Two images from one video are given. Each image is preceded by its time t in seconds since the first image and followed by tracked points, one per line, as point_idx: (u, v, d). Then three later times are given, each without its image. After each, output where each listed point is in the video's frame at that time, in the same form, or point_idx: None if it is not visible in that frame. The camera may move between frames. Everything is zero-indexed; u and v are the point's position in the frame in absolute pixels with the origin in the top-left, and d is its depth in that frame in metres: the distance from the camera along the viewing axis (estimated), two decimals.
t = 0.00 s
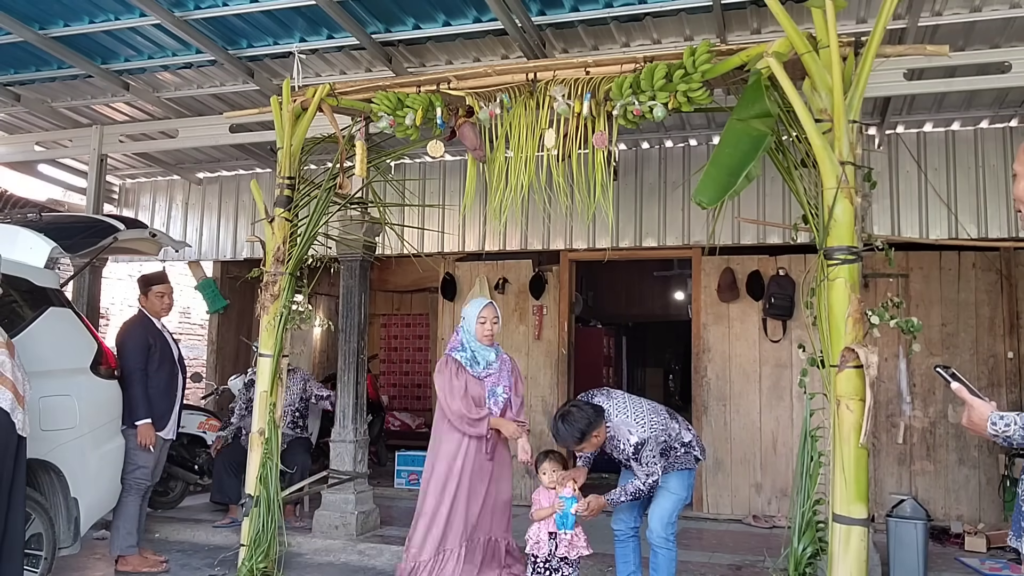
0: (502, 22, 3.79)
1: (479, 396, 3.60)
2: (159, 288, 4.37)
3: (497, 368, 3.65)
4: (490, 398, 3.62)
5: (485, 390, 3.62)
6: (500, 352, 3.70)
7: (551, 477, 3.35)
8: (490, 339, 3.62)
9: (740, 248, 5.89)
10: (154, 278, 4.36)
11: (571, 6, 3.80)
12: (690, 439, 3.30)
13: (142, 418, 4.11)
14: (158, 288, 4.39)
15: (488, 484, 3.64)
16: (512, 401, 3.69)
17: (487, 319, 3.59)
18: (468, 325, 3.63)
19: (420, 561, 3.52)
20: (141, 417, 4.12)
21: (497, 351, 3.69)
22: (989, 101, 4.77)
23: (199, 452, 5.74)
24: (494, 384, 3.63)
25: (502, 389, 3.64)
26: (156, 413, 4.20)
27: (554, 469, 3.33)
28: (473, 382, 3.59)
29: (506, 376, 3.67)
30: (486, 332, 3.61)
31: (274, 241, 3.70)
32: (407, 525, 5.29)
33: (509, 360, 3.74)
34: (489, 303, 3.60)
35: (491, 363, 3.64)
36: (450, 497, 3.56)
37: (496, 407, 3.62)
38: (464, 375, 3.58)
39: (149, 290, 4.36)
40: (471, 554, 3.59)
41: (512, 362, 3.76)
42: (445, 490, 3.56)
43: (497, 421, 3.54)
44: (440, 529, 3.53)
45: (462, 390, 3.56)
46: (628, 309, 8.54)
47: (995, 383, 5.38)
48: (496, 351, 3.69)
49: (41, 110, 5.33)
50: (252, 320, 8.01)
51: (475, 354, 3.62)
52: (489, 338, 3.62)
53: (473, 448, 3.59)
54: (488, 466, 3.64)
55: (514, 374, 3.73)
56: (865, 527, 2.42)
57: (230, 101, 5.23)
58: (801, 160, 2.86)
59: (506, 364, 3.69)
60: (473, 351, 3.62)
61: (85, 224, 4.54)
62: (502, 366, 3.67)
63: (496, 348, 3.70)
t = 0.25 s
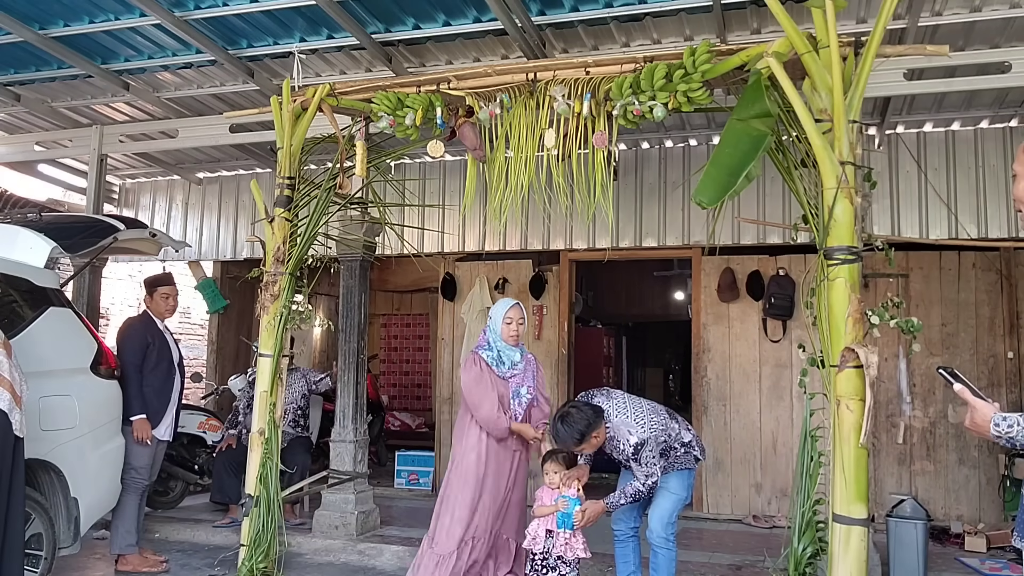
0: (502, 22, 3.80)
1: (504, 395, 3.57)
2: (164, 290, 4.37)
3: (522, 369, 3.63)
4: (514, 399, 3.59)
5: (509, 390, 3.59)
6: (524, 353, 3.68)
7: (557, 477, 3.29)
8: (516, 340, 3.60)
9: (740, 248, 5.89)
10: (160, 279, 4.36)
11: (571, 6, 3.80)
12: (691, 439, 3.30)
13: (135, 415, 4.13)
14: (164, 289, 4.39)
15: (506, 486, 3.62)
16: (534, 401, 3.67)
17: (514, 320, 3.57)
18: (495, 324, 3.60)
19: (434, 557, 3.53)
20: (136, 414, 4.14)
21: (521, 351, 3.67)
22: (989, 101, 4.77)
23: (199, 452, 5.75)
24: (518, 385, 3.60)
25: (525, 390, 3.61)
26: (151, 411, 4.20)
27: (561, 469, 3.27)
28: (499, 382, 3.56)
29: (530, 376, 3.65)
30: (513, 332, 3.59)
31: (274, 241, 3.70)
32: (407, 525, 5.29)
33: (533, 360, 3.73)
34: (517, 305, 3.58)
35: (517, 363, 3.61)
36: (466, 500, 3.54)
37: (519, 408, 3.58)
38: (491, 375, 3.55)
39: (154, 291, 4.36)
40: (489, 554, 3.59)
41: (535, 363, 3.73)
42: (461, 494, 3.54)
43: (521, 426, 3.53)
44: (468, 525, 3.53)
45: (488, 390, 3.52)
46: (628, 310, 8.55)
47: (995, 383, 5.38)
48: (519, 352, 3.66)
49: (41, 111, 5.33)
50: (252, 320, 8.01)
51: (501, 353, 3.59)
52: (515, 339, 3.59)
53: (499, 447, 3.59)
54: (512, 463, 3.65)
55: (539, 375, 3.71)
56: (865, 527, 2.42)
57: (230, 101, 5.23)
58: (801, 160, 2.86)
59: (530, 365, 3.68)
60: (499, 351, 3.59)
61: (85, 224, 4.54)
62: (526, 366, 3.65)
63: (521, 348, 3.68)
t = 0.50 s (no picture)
0: (502, 22, 3.80)
1: (506, 394, 3.59)
2: (167, 291, 4.38)
3: (525, 367, 3.64)
4: (517, 398, 3.62)
5: (512, 389, 3.61)
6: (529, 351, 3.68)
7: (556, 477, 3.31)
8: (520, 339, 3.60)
9: (740, 248, 5.89)
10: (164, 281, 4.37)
11: (571, 6, 3.80)
12: (691, 440, 3.30)
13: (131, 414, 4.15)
14: (167, 291, 4.40)
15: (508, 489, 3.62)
16: (538, 399, 3.68)
17: (517, 320, 3.56)
18: (499, 323, 3.59)
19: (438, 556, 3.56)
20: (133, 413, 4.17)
21: (525, 350, 3.67)
22: (989, 101, 4.77)
23: (199, 452, 5.75)
24: (521, 384, 3.62)
25: (529, 389, 3.63)
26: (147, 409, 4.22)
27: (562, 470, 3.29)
28: (501, 381, 3.58)
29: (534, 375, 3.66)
30: (516, 332, 3.58)
31: (274, 241, 3.70)
32: (407, 525, 5.29)
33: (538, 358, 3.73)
34: (521, 305, 3.57)
35: (520, 362, 3.63)
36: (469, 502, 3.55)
37: (522, 408, 3.63)
38: (493, 375, 3.57)
39: (158, 293, 4.37)
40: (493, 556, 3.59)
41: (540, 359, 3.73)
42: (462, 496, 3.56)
43: (511, 434, 3.53)
44: (474, 530, 3.55)
45: (490, 391, 3.54)
46: (628, 310, 8.55)
47: (995, 383, 5.38)
48: (523, 351, 3.66)
49: (41, 110, 5.33)
50: (252, 320, 8.01)
51: (503, 352, 3.60)
52: (519, 338, 3.59)
53: (500, 448, 3.58)
54: (520, 460, 3.65)
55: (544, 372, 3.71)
56: (865, 527, 2.42)
57: (230, 101, 5.23)
58: (801, 160, 2.86)
59: (535, 363, 3.67)
60: (502, 351, 3.60)
61: (85, 224, 4.54)
62: (530, 364, 3.65)
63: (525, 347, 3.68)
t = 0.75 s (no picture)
0: (502, 22, 3.79)
1: (499, 396, 3.58)
2: (163, 292, 4.38)
3: (520, 368, 3.61)
4: (511, 399, 3.59)
5: (506, 390, 3.59)
6: (524, 351, 3.65)
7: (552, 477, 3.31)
8: (514, 339, 3.57)
9: (740, 248, 5.89)
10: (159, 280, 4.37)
11: (571, 6, 3.80)
12: (691, 441, 3.29)
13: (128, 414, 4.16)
14: (164, 290, 4.39)
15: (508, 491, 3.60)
16: (534, 399, 3.65)
17: (510, 321, 3.54)
18: (492, 324, 3.58)
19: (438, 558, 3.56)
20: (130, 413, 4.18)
21: (520, 349, 3.64)
22: (989, 101, 4.77)
23: (199, 452, 5.74)
24: (516, 385, 3.59)
25: (524, 390, 3.60)
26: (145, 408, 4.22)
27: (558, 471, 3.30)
28: (493, 383, 3.57)
29: (529, 375, 3.63)
30: (509, 333, 3.56)
31: (274, 241, 3.70)
32: (407, 525, 5.29)
33: (535, 357, 3.69)
34: (514, 305, 3.55)
35: (514, 363, 3.60)
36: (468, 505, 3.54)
37: (517, 408, 3.59)
38: (484, 377, 3.57)
39: (154, 293, 4.36)
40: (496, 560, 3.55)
41: (537, 358, 3.70)
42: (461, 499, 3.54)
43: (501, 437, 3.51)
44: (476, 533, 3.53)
45: (481, 393, 3.54)
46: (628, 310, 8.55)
47: (995, 383, 5.38)
48: (518, 351, 3.63)
49: (41, 111, 5.33)
50: (252, 320, 8.01)
51: (496, 354, 3.59)
52: (512, 338, 3.57)
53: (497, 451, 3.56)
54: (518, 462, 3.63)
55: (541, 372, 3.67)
56: (865, 527, 2.42)
57: (230, 101, 5.23)
58: (801, 160, 2.86)
59: (530, 363, 3.64)
60: (495, 352, 3.59)
61: (85, 224, 4.54)
62: (525, 364, 3.62)
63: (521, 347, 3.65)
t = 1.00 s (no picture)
0: (502, 22, 3.79)
1: (488, 399, 3.58)
2: (155, 290, 4.39)
3: (510, 370, 3.60)
4: (503, 402, 3.58)
5: (496, 393, 3.59)
6: (515, 352, 3.64)
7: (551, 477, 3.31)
8: (503, 341, 3.56)
9: (740, 248, 5.89)
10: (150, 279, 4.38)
11: (571, 6, 3.80)
12: (691, 441, 3.29)
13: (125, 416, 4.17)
14: (155, 289, 4.40)
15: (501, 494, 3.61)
16: (525, 401, 3.64)
17: (501, 323, 3.53)
18: (483, 327, 3.57)
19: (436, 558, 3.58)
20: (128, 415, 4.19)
21: (511, 351, 3.63)
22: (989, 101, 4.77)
23: (199, 452, 5.72)
24: (507, 388, 3.58)
25: (515, 393, 3.59)
26: (140, 407, 4.22)
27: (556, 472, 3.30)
28: (483, 387, 3.56)
29: (520, 377, 3.61)
30: (498, 335, 3.55)
31: (274, 241, 3.70)
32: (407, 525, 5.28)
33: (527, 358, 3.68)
34: (505, 307, 3.54)
35: (504, 366, 3.59)
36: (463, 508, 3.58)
37: (507, 412, 3.58)
38: (474, 380, 3.56)
39: (145, 292, 4.39)
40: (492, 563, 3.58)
41: (529, 360, 3.69)
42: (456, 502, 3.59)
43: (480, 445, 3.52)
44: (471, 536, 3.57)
45: (470, 397, 3.54)
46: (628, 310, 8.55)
47: (995, 383, 5.38)
48: (508, 353, 3.62)
49: (41, 110, 5.33)
50: (252, 320, 8.01)
51: (487, 356, 3.58)
52: (503, 341, 3.55)
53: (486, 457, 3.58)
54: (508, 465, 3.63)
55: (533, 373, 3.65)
56: (865, 527, 2.42)
57: (230, 101, 5.23)
58: (801, 160, 2.86)
59: (521, 364, 3.63)
60: (485, 355, 3.57)
61: (85, 224, 4.54)
62: (515, 367, 3.61)
63: (511, 349, 3.64)
